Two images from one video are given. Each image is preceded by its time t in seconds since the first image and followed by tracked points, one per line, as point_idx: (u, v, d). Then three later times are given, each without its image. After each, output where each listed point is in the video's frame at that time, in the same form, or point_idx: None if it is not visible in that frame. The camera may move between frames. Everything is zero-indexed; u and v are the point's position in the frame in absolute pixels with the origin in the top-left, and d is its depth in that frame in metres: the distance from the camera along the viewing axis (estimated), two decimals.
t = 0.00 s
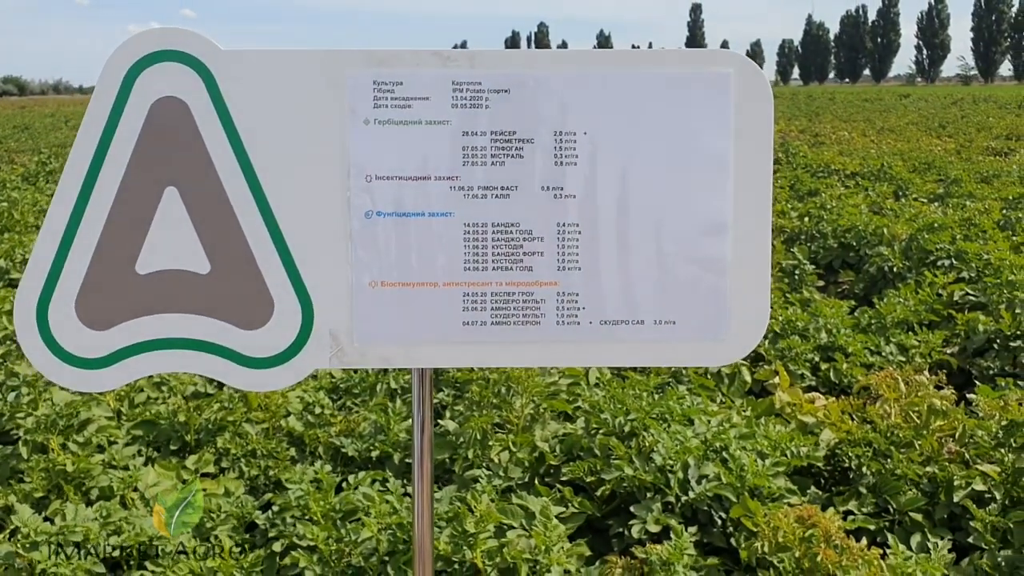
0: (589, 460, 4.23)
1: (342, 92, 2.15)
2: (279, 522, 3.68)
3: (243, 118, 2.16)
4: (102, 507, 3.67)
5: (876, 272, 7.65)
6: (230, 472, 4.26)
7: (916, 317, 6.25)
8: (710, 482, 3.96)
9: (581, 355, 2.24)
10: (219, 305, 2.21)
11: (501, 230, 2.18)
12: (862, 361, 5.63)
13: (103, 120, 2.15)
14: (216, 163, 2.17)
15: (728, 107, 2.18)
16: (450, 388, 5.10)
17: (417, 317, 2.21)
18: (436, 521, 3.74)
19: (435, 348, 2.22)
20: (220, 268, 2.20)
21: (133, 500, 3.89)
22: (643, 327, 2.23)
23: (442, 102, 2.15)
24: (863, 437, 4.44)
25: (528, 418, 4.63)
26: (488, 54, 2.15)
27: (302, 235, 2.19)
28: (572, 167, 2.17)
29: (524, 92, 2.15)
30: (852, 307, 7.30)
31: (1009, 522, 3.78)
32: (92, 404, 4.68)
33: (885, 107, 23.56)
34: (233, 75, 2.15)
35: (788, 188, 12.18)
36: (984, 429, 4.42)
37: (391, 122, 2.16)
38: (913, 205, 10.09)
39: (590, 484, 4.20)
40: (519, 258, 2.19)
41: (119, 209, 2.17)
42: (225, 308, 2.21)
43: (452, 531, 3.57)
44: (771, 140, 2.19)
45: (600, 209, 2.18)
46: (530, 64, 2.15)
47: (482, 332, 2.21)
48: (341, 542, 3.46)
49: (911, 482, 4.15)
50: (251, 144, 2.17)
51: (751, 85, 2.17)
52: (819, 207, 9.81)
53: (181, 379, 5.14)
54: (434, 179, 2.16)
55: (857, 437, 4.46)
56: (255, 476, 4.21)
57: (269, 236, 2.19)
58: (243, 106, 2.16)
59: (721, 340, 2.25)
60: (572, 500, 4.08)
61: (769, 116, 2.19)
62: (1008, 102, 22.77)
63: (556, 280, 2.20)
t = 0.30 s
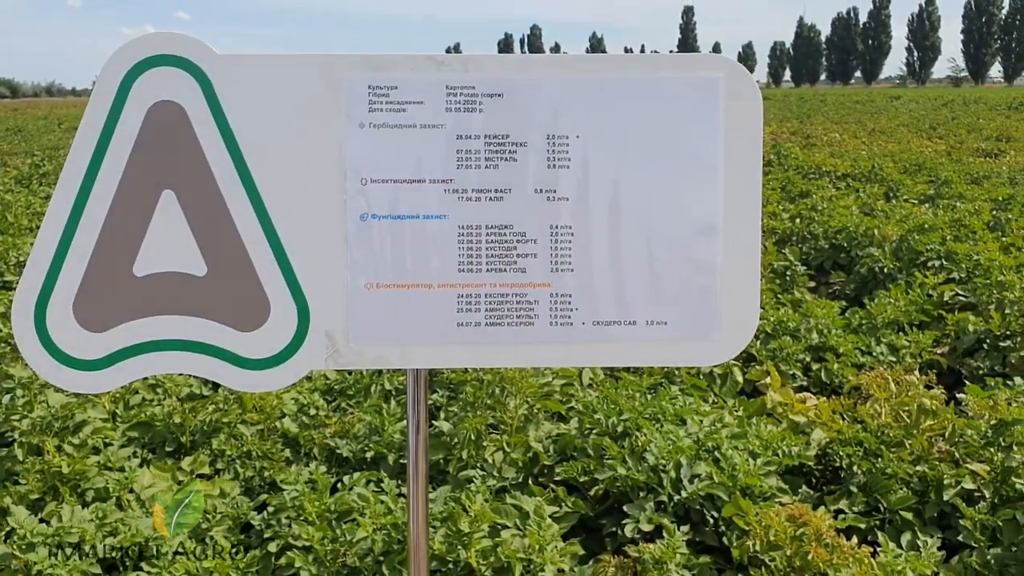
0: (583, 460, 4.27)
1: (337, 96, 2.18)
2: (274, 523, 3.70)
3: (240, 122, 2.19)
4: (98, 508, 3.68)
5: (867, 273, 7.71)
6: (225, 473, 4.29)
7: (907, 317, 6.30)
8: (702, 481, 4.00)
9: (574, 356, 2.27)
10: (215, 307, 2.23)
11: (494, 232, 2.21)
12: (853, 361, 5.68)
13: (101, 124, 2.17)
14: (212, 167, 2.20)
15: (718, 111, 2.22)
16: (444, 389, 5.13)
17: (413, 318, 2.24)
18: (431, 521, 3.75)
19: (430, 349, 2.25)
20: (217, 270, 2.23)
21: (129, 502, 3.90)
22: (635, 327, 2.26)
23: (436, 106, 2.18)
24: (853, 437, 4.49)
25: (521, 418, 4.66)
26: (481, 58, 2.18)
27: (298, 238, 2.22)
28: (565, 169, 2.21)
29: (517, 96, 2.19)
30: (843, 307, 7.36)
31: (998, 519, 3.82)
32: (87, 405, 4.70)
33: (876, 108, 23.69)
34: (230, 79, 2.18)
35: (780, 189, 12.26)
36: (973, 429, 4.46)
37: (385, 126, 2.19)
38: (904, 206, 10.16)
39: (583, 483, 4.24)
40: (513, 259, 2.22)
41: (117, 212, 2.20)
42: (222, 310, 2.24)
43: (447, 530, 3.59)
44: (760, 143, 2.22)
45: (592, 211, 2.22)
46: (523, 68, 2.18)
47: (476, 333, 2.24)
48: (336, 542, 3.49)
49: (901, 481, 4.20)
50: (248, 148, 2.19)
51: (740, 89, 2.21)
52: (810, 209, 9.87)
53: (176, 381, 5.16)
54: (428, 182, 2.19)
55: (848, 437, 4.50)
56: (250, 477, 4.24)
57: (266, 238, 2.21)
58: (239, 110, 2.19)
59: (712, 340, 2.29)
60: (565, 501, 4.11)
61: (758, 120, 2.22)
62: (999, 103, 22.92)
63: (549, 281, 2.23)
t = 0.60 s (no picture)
0: (575, 460, 4.29)
1: (328, 97, 2.19)
2: (267, 524, 3.70)
3: (231, 123, 2.20)
4: (91, 510, 3.68)
5: (859, 274, 7.74)
6: (218, 475, 4.29)
7: (898, 318, 6.34)
8: (694, 481, 4.02)
9: (565, 355, 2.28)
10: (207, 308, 2.24)
11: (485, 232, 2.22)
12: (845, 362, 5.70)
13: (92, 125, 2.18)
14: (204, 167, 2.21)
15: (706, 112, 2.23)
16: (437, 391, 5.14)
17: (404, 318, 2.24)
18: (424, 521, 3.76)
19: (421, 348, 2.26)
20: (208, 270, 2.24)
21: (123, 504, 3.90)
22: (625, 326, 2.28)
23: (426, 107, 2.20)
24: (845, 436, 4.51)
25: (514, 419, 4.67)
26: (471, 59, 2.19)
27: (289, 238, 2.23)
28: (554, 169, 2.22)
29: (507, 97, 2.20)
30: (835, 308, 7.39)
31: (988, 518, 3.85)
32: (80, 408, 4.70)
33: (868, 111, 23.79)
34: (221, 81, 2.19)
35: (772, 191, 12.30)
36: (964, 428, 4.49)
37: (376, 127, 2.20)
38: (896, 207, 10.21)
39: (576, 484, 4.25)
40: (503, 259, 2.23)
41: (108, 214, 2.20)
42: (214, 311, 2.24)
43: (440, 531, 3.60)
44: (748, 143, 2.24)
45: (582, 211, 2.23)
46: (513, 69, 2.19)
47: (467, 333, 2.25)
48: (329, 543, 3.49)
49: (892, 481, 4.23)
50: (239, 149, 2.20)
51: (728, 90, 2.22)
52: (802, 210, 9.92)
53: (169, 383, 5.16)
54: (419, 182, 2.21)
55: (840, 436, 4.53)
56: (243, 479, 4.24)
57: (257, 238, 2.22)
58: (230, 111, 2.20)
59: (701, 339, 2.30)
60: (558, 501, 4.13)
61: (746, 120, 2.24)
62: (991, 105, 23.02)
63: (540, 281, 2.24)
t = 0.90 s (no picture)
0: (567, 460, 4.32)
1: (319, 99, 2.21)
2: (259, 525, 3.71)
3: (221, 125, 2.21)
4: (83, 512, 3.69)
5: (851, 274, 7.78)
6: (211, 476, 4.30)
7: (890, 318, 6.37)
8: (685, 480, 4.04)
9: (554, 355, 2.29)
10: (198, 308, 2.25)
11: (475, 233, 2.24)
12: (836, 362, 5.73)
13: (84, 127, 2.19)
14: (195, 168, 2.22)
15: (694, 113, 2.26)
16: (430, 392, 5.16)
17: (394, 318, 2.26)
18: (416, 521, 3.77)
19: (411, 349, 2.27)
20: (200, 271, 2.25)
21: (116, 506, 3.91)
22: (614, 326, 2.29)
23: (416, 108, 2.21)
24: (835, 435, 4.54)
25: (506, 419, 4.69)
26: (460, 61, 2.21)
27: (280, 239, 2.24)
28: (544, 170, 2.24)
29: (496, 99, 2.22)
30: (827, 308, 7.43)
31: (977, 516, 3.88)
32: (73, 410, 4.71)
33: (860, 112, 23.90)
34: (212, 83, 2.20)
35: (765, 192, 12.37)
36: (954, 427, 4.53)
37: (366, 128, 2.22)
38: (887, 208, 10.27)
39: (568, 483, 4.28)
40: (493, 260, 2.25)
41: (99, 215, 2.21)
42: (205, 311, 2.26)
43: (432, 531, 3.61)
44: (735, 144, 2.26)
45: (570, 212, 2.25)
46: (501, 71, 2.21)
47: (457, 333, 2.27)
48: (321, 543, 3.51)
49: (882, 480, 4.25)
50: (230, 150, 2.22)
51: (716, 91, 2.24)
52: (794, 211, 9.97)
53: (162, 385, 5.17)
54: (409, 183, 2.22)
55: (830, 435, 4.56)
56: (236, 480, 4.25)
57: (248, 239, 2.23)
58: (221, 113, 2.21)
59: (690, 338, 2.32)
60: (549, 501, 4.14)
61: (733, 122, 2.26)
62: (984, 106, 23.11)
63: (530, 281, 2.26)
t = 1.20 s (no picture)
0: (557, 464, 4.34)
1: (308, 107, 2.23)
2: (250, 529, 3.73)
3: (210, 133, 2.22)
4: (73, 516, 3.69)
5: (840, 277, 7.83)
6: (201, 480, 4.30)
7: (878, 321, 6.41)
8: (673, 484, 4.06)
9: (542, 361, 2.31)
10: (188, 315, 2.26)
11: (463, 240, 2.25)
12: (825, 364, 5.76)
13: (73, 135, 2.20)
14: (184, 176, 2.23)
15: (679, 122, 2.28)
16: (421, 395, 5.17)
17: (383, 324, 2.27)
18: (405, 525, 3.78)
19: (400, 355, 2.28)
20: (188, 278, 2.26)
21: (106, 511, 3.91)
22: (602, 332, 2.31)
23: (404, 117, 2.23)
24: (824, 438, 4.57)
25: (497, 422, 4.70)
26: (449, 70, 2.23)
27: (269, 247, 2.25)
28: (531, 178, 2.26)
29: (484, 108, 2.24)
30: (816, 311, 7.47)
31: (963, 519, 3.91)
32: (63, 414, 4.71)
33: (850, 114, 24.01)
34: (202, 91, 2.21)
35: (755, 194, 12.42)
36: (941, 430, 4.56)
37: (354, 136, 2.23)
38: (877, 210, 10.33)
39: (557, 487, 4.29)
40: (481, 266, 2.26)
41: (88, 222, 2.22)
42: (194, 318, 2.27)
43: (421, 535, 3.61)
44: (720, 152, 2.29)
45: (558, 219, 2.27)
46: (489, 80, 2.23)
47: (446, 340, 2.28)
48: (312, 547, 3.51)
49: (869, 484, 4.29)
50: (219, 158, 2.23)
51: (701, 99, 2.27)
52: (784, 213, 10.02)
53: (152, 388, 5.17)
54: (397, 191, 2.24)
55: (818, 438, 4.59)
56: (226, 484, 4.24)
57: (237, 247, 2.24)
58: (210, 121, 2.22)
59: (677, 344, 2.34)
60: (539, 505, 4.16)
61: (718, 130, 2.28)
62: (973, 108, 23.25)
63: (517, 288, 2.27)
